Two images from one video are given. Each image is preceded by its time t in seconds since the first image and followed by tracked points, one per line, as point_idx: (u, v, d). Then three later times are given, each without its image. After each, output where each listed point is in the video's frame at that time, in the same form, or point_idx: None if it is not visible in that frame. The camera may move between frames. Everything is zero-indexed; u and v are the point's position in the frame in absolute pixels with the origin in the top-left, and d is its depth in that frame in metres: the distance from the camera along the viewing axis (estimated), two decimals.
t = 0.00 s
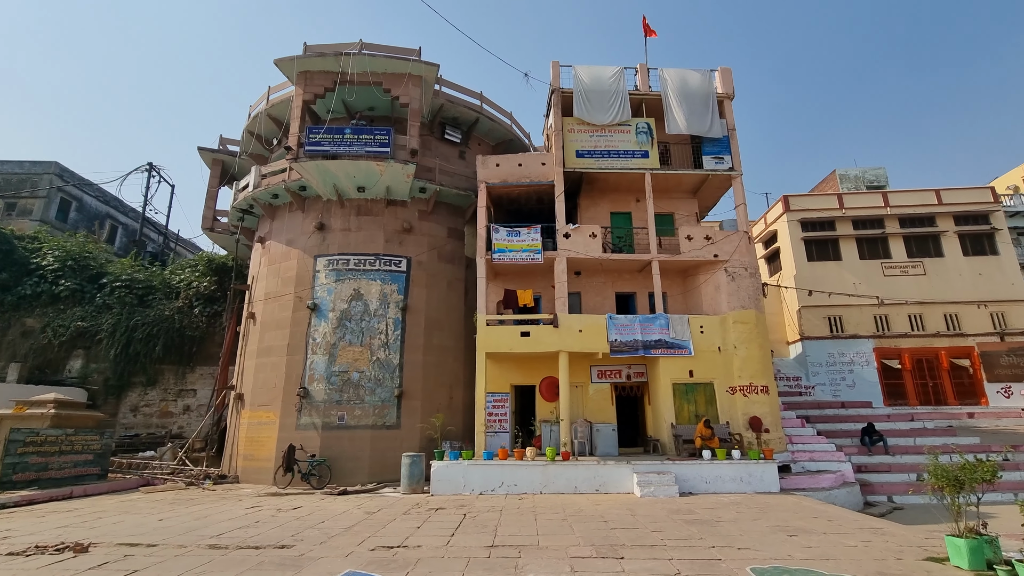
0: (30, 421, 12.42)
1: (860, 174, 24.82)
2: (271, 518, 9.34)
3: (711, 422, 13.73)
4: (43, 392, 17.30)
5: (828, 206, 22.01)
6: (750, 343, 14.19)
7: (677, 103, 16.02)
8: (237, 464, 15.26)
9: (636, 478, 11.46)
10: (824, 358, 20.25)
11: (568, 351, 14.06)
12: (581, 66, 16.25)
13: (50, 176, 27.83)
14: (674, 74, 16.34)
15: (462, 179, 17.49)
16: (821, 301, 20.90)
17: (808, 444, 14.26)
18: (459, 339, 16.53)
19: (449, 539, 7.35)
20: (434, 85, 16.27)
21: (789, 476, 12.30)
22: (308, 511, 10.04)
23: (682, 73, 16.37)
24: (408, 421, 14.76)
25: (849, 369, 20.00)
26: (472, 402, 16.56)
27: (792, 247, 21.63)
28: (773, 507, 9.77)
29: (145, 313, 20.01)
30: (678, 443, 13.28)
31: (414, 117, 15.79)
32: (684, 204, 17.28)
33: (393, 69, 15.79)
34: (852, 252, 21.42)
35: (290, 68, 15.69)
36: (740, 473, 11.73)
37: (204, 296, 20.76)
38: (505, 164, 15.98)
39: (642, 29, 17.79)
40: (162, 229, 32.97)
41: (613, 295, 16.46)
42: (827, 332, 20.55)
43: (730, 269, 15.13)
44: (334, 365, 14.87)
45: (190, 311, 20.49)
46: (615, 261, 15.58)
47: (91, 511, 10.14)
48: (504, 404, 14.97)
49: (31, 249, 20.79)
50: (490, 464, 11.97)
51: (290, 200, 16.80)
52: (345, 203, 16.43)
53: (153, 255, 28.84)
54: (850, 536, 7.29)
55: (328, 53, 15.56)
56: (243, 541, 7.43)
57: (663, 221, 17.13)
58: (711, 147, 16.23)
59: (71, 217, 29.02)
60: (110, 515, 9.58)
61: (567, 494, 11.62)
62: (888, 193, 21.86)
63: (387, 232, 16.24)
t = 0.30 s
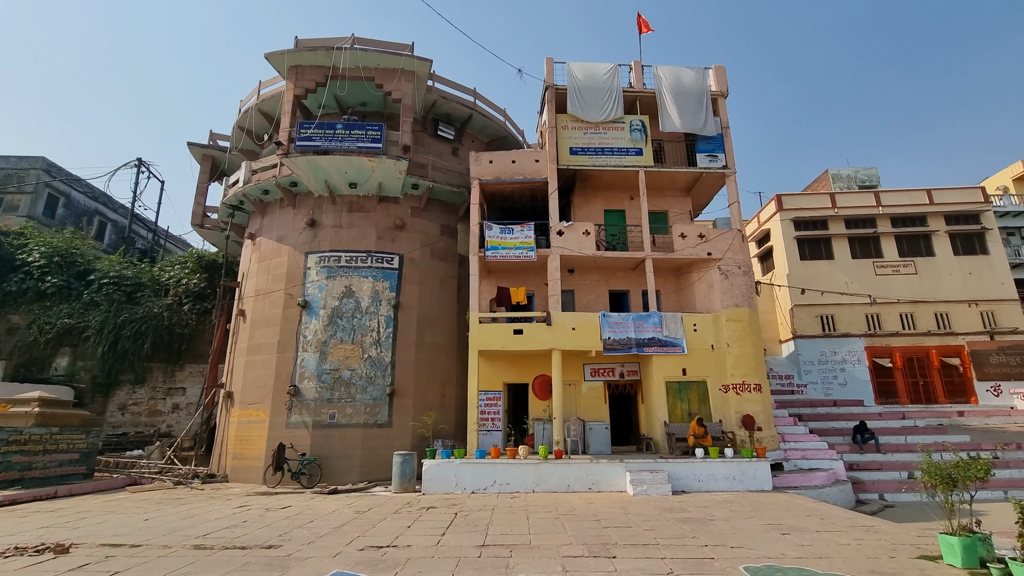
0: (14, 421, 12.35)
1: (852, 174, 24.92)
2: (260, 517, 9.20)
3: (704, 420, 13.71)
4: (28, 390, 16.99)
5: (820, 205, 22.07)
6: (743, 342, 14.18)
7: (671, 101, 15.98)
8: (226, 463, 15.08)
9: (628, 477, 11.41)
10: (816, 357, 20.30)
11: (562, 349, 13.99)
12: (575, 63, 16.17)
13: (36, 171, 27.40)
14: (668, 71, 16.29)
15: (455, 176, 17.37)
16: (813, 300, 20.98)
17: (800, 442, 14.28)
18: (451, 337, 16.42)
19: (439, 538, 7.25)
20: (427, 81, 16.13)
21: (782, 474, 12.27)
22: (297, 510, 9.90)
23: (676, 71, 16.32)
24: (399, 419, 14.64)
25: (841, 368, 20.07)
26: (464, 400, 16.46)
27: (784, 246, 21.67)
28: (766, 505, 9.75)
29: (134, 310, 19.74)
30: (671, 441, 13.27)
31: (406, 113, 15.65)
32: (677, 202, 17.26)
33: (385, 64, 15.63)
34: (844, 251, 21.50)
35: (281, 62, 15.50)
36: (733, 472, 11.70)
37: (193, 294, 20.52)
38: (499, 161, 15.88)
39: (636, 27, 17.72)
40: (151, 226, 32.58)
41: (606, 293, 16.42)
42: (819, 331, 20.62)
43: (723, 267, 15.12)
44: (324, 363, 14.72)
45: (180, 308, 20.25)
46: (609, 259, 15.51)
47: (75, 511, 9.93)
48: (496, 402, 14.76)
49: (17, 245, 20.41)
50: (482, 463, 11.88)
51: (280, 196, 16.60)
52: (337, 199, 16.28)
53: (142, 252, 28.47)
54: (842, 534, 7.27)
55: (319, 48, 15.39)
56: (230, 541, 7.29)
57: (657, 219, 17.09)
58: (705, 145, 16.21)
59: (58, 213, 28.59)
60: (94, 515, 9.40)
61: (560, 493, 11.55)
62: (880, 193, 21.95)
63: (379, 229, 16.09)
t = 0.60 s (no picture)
0: None
1: (846, 176, 24.97)
2: (247, 518, 9.00)
3: (698, 421, 13.63)
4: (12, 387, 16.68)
5: (815, 206, 22.08)
6: (738, 342, 14.11)
7: (668, 100, 15.89)
8: (214, 462, 14.85)
9: (622, 478, 11.30)
10: (809, 358, 20.32)
11: (556, 348, 13.88)
12: (571, 61, 16.05)
13: (25, 164, 27.03)
14: (665, 70, 16.21)
15: (450, 173, 17.22)
16: (807, 301, 20.98)
17: (794, 443, 14.24)
18: (445, 335, 16.27)
19: (430, 540, 7.11)
20: (421, 76, 15.96)
21: (776, 475, 12.20)
22: (285, 511, 9.72)
23: (672, 69, 16.24)
24: (391, 418, 14.47)
25: (835, 369, 20.09)
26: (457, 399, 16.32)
27: (779, 247, 21.67)
28: (760, 506, 9.67)
29: (122, 307, 19.44)
30: (665, 442, 13.18)
31: (400, 108, 15.47)
32: (673, 201, 17.17)
33: (379, 58, 15.44)
34: (838, 252, 21.51)
35: (273, 55, 15.28)
36: (727, 473, 11.63)
37: (183, 290, 20.22)
38: (494, 158, 15.74)
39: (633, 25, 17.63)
40: (141, 221, 32.22)
41: (601, 292, 16.31)
42: (813, 332, 20.62)
43: (719, 267, 15.05)
44: (316, 361, 14.52)
45: (169, 305, 19.97)
46: (604, 258, 15.40)
47: (57, 511, 9.69)
48: (490, 402, 14.77)
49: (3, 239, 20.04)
50: (475, 463, 11.74)
51: (272, 191, 16.38)
52: (329, 195, 16.08)
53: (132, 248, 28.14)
54: (838, 537, 7.19)
55: (312, 41, 15.18)
56: (214, 542, 7.11)
57: (652, 218, 17.00)
58: (701, 144, 16.13)
59: (47, 208, 28.19)
60: (76, 515, 9.17)
61: (553, 493, 11.43)
62: (874, 194, 21.99)
63: (372, 226, 15.91)
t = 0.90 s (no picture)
0: None
1: (840, 175, 25.00)
2: (234, 521, 8.82)
3: (693, 421, 13.53)
4: None
5: (809, 205, 22.08)
6: (733, 341, 14.04)
7: (662, 97, 15.80)
8: (203, 463, 14.64)
9: (616, 478, 11.19)
10: (803, 357, 20.29)
11: (550, 347, 13.75)
12: (565, 58, 15.94)
13: (12, 162, 26.65)
14: (659, 67, 16.12)
15: (443, 171, 17.07)
16: (802, 300, 20.96)
17: (788, 442, 14.20)
18: (438, 335, 16.12)
19: (419, 543, 6.96)
20: (414, 73, 15.80)
21: (771, 475, 12.13)
22: (274, 513, 9.54)
23: (667, 67, 16.16)
24: (383, 418, 14.31)
25: (828, 368, 20.09)
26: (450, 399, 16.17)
27: (773, 246, 21.65)
28: (755, 507, 9.57)
29: (110, 306, 19.14)
30: (659, 442, 13.09)
31: (393, 105, 15.30)
32: (668, 200, 17.10)
33: (371, 55, 15.27)
34: (832, 251, 21.51)
35: (264, 51, 15.08)
36: (721, 472, 11.54)
37: (173, 289, 19.95)
38: (487, 156, 15.60)
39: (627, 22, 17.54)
40: (131, 220, 31.85)
41: (595, 291, 16.21)
42: (807, 331, 20.61)
43: (713, 265, 14.97)
44: (306, 361, 14.33)
45: (159, 305, 19.69)
46: (598, 257, 15.30)
47: (39, 515, 9.47)
48: (483, 402, 14.54)
49: None
50: (467, 464, 11.60)
51: (262, 189, 16.17)
52: (321, 193, 15.89)
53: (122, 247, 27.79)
54: (833, 538, 7.11)
55: (303, 37, 14.99)
56: (198, 547, 6.93)
57: (647, 217, 16.92)
58: (695, 142, 16.05)
59: (35, 206, 27.82)
60: (58, 519, 8.96)
61: (546, 494, 11.31)
62: (868, 194, 22.01)
63: (364, 224, 15.73)
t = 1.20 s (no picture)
0: None
1: (832, 173, 25.05)
2: (218, 521, 8.65)
3: (685, 418, 13.47)
4: None
5: (801, 203, 22.10)
6: (725, 337, 14.00)
7: (654, 93, 15.72)
8: (191, 463, 14.43)
9: (608, 475, 11.11)
10: (796, 353, 20.31)
11: (541, 344, 13.65)
12: (557, 53, 15.81)
13: None
14: (651, 63, 16.03)
15: (434, 167, 16.92)
16: (794, 297, 20.98)
17: (780, 438, 14.21)
18: (429, 332, 15.97)
19: (405, 543, 6.84)
20: (404, 67, 15.62)
21: (762, 471, 12.12)
22: (260, 513, 9.38)
23: (659, 62, 16.08)
24: (373, 416, 14.16)
25: (820, 364, 20.12)
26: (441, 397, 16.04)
27: (765, 243, 21.66)
28: (747, 503, 9.52)
29: (96, 304, 18.83)
30: (651, 439, 13.03)
31: (383, 99, 15.13)
32: (660, 196, 17.02)
33: (360, 48, 15.08)
34: (824, 248, 21.54)
35: (251, 44, 14.85)
36: (713, 469, 11.48)
37: (160, 287, 19.61)
38: (478, 151, 15.45)
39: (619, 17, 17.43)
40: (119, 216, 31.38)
41: (588, 288, 16.12)
42: (799, 328, 20.64)
43: (705, 262, 14.92)
44: (295, 358, 14.15)
45: (146, 302, 19.36)
46: (590, 253, 15.20)
47: (18, 516, 9.26)
48: (474, 399, 14.51)
49: None
50: (458, 462, 11.48)
51: (250, 184, 15.95)
52: (310, 189, 15.69)
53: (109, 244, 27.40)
54: (824, 534, 7.05)
55: (291, 30, 14.80)
56: (179, 548, 6.77)
57: (639, 213, 16.84)
58: (688, 138, 15.97)
59: (19, 202, 27.36)
60: (37, 520, 8.76)
61: (537, 492, 11.22)
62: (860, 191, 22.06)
63: (354, 220, 15.55)
